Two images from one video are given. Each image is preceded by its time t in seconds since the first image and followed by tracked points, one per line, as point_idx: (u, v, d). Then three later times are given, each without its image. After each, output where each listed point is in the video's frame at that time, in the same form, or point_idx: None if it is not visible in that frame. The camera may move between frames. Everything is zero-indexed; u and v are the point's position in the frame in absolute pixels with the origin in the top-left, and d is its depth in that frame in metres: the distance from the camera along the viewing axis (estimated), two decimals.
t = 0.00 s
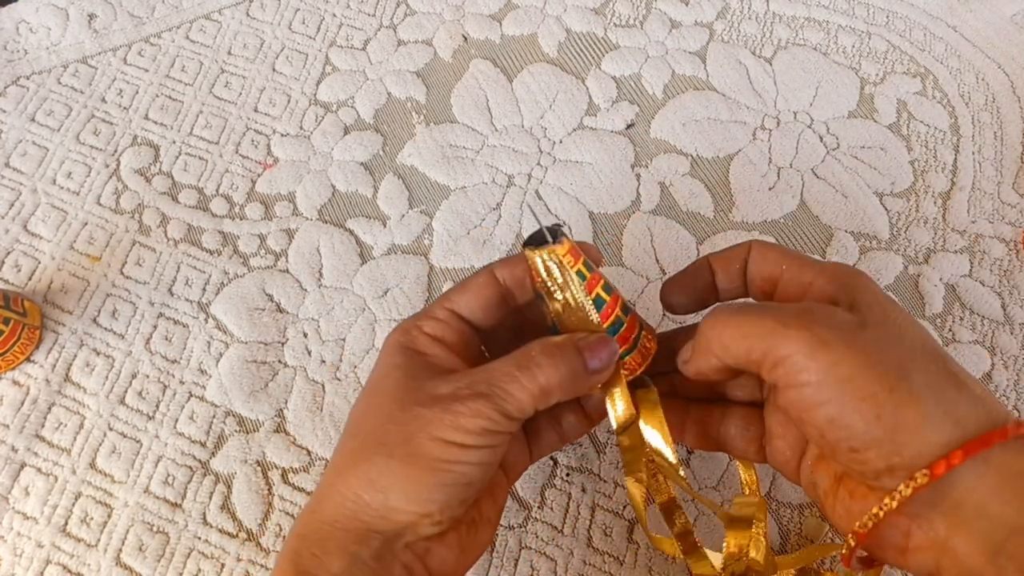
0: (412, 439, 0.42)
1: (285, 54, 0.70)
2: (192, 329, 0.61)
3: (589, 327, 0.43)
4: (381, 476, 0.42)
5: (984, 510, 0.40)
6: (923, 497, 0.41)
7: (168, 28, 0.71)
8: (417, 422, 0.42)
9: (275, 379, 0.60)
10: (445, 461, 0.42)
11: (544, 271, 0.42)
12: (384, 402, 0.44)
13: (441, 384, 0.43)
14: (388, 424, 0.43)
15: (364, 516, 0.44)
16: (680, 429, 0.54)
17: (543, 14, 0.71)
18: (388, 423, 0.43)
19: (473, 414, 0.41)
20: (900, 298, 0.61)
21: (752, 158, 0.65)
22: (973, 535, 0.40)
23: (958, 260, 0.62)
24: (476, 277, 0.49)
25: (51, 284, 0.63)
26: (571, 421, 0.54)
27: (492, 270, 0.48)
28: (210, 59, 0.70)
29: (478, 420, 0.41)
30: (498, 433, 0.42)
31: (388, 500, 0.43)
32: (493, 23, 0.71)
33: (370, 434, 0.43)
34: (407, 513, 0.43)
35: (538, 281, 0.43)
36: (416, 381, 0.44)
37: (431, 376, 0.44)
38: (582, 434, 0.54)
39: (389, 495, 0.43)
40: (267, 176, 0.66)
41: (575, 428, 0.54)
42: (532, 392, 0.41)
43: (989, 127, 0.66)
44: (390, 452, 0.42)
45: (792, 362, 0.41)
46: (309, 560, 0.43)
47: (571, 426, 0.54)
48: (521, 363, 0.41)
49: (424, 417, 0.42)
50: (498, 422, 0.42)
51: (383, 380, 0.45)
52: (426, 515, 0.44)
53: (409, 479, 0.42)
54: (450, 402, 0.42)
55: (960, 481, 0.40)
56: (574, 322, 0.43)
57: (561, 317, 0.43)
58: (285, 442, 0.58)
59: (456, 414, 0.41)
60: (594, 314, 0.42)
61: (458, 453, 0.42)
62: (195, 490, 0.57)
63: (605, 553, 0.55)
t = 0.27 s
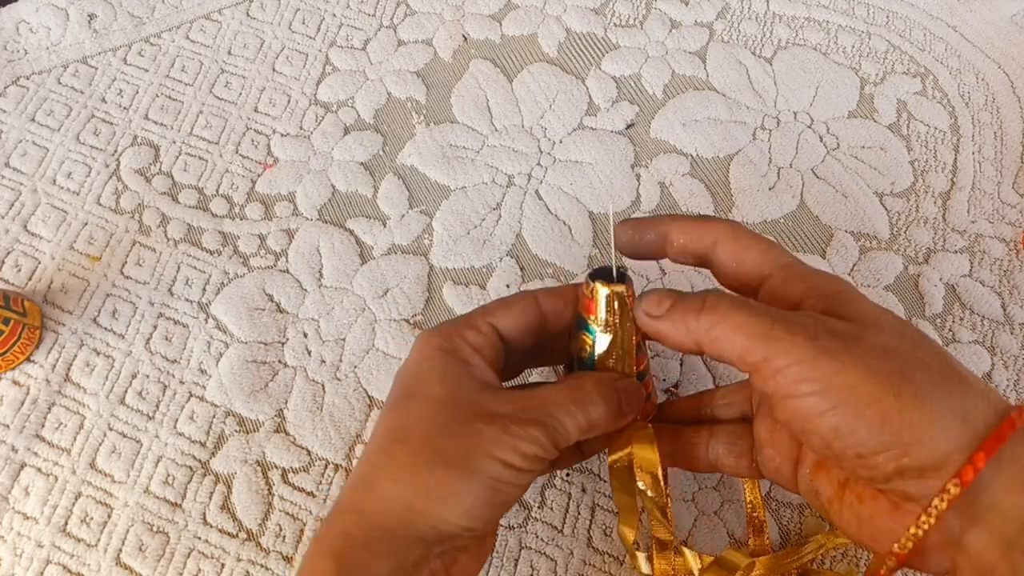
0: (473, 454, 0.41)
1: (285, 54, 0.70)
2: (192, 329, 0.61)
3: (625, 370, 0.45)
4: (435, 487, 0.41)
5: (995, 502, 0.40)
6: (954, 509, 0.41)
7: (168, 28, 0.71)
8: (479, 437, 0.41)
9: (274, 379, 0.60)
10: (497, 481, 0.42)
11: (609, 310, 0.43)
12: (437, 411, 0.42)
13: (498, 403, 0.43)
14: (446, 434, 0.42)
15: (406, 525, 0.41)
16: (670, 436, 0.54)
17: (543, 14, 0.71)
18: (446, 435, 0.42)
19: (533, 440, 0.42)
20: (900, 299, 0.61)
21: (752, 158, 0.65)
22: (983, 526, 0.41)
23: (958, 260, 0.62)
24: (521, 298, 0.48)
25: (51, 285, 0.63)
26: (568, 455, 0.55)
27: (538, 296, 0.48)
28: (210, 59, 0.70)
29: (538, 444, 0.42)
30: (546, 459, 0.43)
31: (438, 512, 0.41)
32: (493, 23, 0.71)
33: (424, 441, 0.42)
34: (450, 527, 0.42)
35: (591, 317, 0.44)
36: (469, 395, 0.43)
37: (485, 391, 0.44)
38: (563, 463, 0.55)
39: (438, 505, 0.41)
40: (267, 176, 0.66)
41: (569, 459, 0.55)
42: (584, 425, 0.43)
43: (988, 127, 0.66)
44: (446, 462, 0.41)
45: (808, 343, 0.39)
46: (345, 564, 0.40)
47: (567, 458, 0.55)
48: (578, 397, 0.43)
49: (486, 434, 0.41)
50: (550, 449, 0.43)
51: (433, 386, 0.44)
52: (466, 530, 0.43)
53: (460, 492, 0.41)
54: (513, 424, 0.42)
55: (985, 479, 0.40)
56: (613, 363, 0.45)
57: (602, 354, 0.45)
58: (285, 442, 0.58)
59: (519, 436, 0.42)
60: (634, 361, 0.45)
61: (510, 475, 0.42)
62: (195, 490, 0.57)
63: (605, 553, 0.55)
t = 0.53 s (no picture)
0: (471, 468, 0.37)
1: (285, 54, 0.70)
2: (192, 329, 0.61)
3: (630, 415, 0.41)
4: (425, 493, 0.37)
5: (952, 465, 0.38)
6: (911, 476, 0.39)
7: (168, 28, 0.71)
8: (484, 454, 0.38)
9: (274, 380, 0.60)
10: (491, 504, 0.38)
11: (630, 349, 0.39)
12: (451, 416, 0.39)
13: (515, 423, 0.39)
14: (457, 443, 0.38)
15: (387, 525, 0.38)
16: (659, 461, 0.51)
17: (543, 14, 0.71)
18: (449, 441, 0.38)
19: (536, 467, 0.38)
20: (899, 299, 0.61)
21: (752, 158, 0.65)
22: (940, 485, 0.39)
23: (958, 260, 0.62)
24: (552, 315, 0.46)
25: (51, 284, 0.63)
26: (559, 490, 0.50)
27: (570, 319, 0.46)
28: (210, 59, 0.70)
29: (539, 471, 0.38)
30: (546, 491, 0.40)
31: (423, 521, 0.38)
32: (493, 23, 0.71)
33: (424, 442, 0.38)
34: (433, 538, 0.39)
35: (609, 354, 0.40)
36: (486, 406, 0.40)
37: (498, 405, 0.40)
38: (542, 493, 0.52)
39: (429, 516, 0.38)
40: (267, 176, 0.66)
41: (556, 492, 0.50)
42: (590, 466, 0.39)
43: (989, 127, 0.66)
44: (452, 476, 0.37)
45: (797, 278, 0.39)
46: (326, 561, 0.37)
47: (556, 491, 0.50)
48: (593, 433, 0.39)
49: (494, 451, 0.38)
50: (551, 481, 0.39)
51: (447, 386, 0.40)
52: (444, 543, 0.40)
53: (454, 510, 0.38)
54: (521, 446, 0.38)
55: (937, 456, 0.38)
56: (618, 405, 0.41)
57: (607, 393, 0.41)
58: (285, 442, 0.58)
59: (522, 460, 0.38)
60: (642, 410, 0.41)
61: (504, 501, 0.39)
62: (195, 490, 0.57)
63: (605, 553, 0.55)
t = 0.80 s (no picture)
0: (418, 487, 0.39)
1: (285, 54, 0.70)
2: (192, 329, 0.61)
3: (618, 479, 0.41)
4: (364, 500, 0.39)
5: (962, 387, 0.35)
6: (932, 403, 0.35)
7: (168, 28, 0.71)
8: (435, 478, 0.39)
9: (275, 380, 0.60)
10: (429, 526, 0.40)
11: (627, 409, 0.40)
12: (416, 434, 0.40)
13: (482, 454, 0.40)
14: (410, 461, 0.39)
15: (326, 520, 0.40)
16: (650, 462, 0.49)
17: (543, 14, 0.71)
18: (406, 458, 0.39)
19: (485, 503, 0.39)
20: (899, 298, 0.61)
21: (752, 158, 0.65)
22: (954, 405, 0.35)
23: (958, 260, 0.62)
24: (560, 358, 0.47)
25: (51, 284, 0.63)
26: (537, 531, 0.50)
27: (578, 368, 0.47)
28: (210, 59, 0.70)
29: (485, 509, 0.39)
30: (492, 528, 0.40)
31: (359, 523, 0.40)
32: (493, 23, 0.71)
33: (381, 453, 0.40)
34: (369, 540, 0.41)
35: (612, 415, 0.41)
36: (454, 428, 0.41)
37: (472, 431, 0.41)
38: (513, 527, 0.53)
39: (362, 521, 0.40)
40: (267, 176, 0.66)
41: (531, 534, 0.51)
42: (546, 516, 0.40)
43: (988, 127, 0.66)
44: (392, 490, 0.39)
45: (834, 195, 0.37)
46: (258, 543, 0.40)
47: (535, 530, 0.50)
48: (556, 485, 0.39)
49: (444, 475, 0.39)
50: (499, 519, 0.39)
51: (427, 404, 0.42)
52: (378, 552, 0.42)
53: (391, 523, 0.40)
54: (476, 480, 0.39)
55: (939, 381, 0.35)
56: (609, 466, 0.42)
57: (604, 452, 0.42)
58: (285, 442, 0.58)
59: (471, 491, 0.39)
60: (636, 483, 0.42)
61: (443, 527, 0.40)
62: (195, 490, 0.57)
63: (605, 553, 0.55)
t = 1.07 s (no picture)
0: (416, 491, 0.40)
1: (285, 54, 0.70)
2: (192, 329, 0.61)
3: (644, 498, 0.40)
4: (363, 500, 0.41)
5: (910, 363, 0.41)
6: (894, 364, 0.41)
7: (168, 28, 0.71)
8: (431, 483, 0.40)
9: (274, 380, 0.60)
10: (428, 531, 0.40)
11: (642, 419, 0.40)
12: (418, 441, 0.42)
13: (482, 462, 0.41)
14: (411, 466, 0.41)
15: (327, 522, 0.42)
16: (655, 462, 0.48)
17: (543, 14, 0.71)
18: (405, 463, 0.41)
19: (481, 511, 0.39)
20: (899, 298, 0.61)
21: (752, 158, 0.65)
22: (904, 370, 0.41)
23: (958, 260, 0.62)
24: (573, 373, 0.49)
25: (51, 284, 0.63)
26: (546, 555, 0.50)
27: (594, 382, 0.48)
28: (210, 59, 0.70)
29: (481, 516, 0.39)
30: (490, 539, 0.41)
31: (357, 523, 0.41)
32: (493, 23, 0.71)
33: (384, 455, 0.41)
34: (368, 544, 0.42)
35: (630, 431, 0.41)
36: (456, 439, 0.42)
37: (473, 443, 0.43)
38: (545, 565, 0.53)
39: (361, 523, 0.41)
40: (267, 176, 0.66)
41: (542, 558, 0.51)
42: (543, 533, 0.39)
43: (988, 127, 0.67)
44: (391, 494, 0.40)
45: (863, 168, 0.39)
46: (262, 540, 0.42)
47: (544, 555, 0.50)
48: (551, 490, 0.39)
49: (439, 479, 0.40)
50: (495, 530, 0.40)
51: (430, 414, 0.44)
52: (378, 560, 0.42)
53: (391, 526, 0.41)
54: (471, 485, 0.40)
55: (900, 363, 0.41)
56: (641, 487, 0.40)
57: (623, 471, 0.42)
58: (285, 442, 0.58)
59: (467, 497, 0.39)
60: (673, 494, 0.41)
61: (440, 532, 0.40)
62: (195, 490, 0.57)
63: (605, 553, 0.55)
